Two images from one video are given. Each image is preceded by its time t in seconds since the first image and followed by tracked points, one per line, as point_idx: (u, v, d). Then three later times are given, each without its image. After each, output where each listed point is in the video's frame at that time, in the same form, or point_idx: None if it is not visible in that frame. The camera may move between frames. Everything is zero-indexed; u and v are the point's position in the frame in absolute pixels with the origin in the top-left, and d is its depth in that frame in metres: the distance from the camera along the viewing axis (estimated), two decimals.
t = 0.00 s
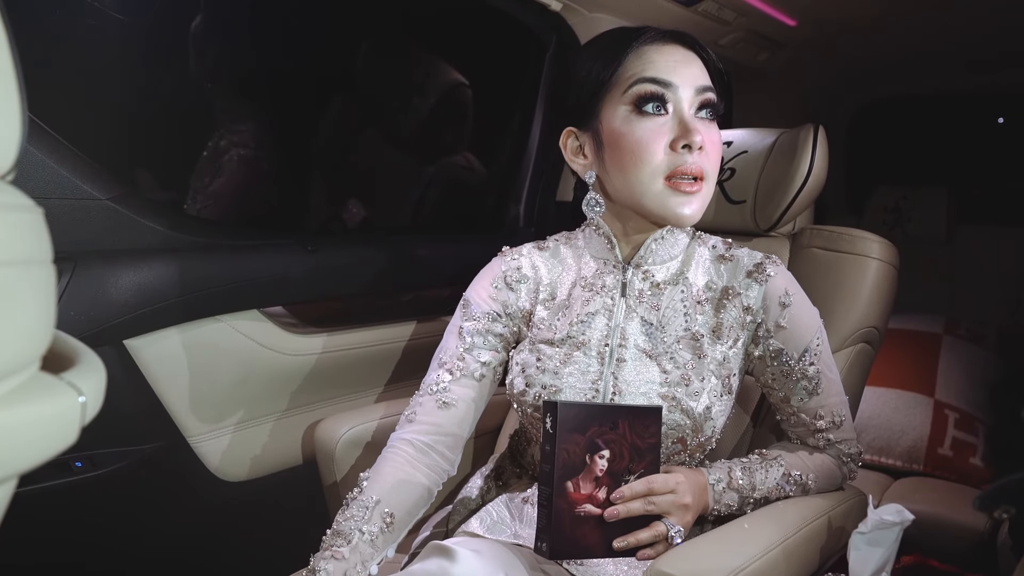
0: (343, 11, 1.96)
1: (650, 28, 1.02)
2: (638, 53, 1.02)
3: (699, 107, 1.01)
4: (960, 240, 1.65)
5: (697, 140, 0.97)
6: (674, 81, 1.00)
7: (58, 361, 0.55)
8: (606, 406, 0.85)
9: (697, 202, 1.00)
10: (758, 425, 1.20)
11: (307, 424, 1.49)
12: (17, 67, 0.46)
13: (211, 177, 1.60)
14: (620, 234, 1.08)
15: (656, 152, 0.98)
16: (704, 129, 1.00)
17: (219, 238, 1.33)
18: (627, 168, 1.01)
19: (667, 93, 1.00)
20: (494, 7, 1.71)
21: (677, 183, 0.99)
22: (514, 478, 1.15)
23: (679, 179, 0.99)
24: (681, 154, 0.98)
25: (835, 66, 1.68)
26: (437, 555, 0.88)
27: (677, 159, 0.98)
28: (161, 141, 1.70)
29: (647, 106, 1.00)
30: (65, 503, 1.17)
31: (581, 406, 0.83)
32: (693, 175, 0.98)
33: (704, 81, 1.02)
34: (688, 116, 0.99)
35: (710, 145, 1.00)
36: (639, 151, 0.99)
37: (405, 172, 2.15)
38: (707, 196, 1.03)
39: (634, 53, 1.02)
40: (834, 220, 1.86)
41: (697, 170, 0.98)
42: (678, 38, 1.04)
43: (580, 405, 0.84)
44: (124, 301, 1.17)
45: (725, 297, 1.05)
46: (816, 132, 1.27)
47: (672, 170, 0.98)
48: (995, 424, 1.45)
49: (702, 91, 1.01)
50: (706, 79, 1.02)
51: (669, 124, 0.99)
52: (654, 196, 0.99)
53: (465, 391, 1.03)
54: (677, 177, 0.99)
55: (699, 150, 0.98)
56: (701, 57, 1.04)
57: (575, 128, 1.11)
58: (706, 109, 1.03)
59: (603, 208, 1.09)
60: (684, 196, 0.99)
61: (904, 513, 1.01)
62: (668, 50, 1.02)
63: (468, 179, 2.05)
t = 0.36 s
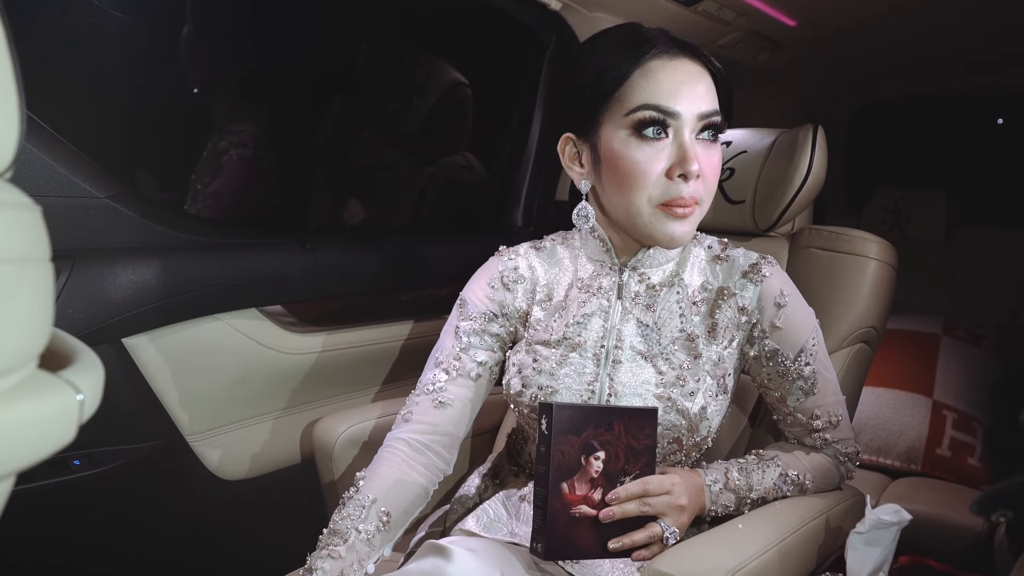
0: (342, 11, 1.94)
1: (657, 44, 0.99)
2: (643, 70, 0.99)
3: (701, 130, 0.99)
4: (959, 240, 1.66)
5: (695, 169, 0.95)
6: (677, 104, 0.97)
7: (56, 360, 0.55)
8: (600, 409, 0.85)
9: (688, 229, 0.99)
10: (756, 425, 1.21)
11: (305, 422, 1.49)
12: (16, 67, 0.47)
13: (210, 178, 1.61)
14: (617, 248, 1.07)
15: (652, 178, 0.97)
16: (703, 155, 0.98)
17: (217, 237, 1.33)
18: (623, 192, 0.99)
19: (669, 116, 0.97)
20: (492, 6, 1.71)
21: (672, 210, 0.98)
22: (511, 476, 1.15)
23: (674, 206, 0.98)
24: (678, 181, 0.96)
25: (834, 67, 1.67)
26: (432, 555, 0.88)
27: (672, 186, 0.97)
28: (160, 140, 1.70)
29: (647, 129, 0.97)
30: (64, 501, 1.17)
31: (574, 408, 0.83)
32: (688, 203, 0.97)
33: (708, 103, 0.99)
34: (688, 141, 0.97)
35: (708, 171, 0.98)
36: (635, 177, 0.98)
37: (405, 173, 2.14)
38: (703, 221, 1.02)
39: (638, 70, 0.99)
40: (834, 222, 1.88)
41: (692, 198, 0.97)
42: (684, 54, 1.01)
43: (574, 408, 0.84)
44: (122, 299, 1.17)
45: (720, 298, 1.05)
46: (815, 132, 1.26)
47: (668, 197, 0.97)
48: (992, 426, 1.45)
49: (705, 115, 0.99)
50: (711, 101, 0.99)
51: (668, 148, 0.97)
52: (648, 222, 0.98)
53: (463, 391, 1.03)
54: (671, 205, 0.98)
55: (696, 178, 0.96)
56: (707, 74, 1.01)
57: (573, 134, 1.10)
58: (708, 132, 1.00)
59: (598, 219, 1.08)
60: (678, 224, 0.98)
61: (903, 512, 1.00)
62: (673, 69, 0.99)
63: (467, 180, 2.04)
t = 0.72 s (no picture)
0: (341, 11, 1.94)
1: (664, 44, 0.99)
2: (650, 72, 0.99)
3: (707, 133, 0.99)
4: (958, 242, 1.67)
5: (698, 171, 0.95)
6: (683, 106, 0.97)
7: (55, 361, 0.55)
8: (609, 410, 0.84)
9: (691, 231, 0.99)
10: (756, 428, 1.20)
11: (304, 425, 1.49)
12: (14, 70, 0.47)
13: (207, 177, 1.59)
14: (620, 248, 1.07)
15: (656, 179, 0.97)
16: (708, 157, 0.98)
17: (217, 239, 1.33)
18: (627, 192, 0.99)
19: (675, 118, 0.97)
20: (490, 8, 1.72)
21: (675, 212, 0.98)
22: (512, 478, 1.16)
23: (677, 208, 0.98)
24: (681, 183, 0.96)
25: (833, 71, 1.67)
26: (431, 557, 0.87)
27: (676, 188, 0.97)
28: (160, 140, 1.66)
29: (652, 130, 0.98)
30: (63, 503, 1.17)
31: (582, 409, 0.83)
32: (692, 205, 0.97)
33: (714, 105, 0.99)
34: (693, 143, 0.97)
35: (712, 173, 0.98)
36: (639, 177, 0.98)
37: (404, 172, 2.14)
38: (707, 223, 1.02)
39: (645, 71, 0.99)
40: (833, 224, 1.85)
41: (696, 200, 0.97)
42: (691, 56, 1.00)
43: (583, 407, 0.83)
44: (121, 301, 1.17)
45: (723, 302, 1.05)
46: (813, 134, 1.26)
47: (671, 198, 0.97)
48: (991, 426, 1.45)
49: (712, 117, 0.99)
50: (717, 103, 0.99)
51: (672, 150, 0.97)
52: (651, 223, 0.99)
53: (463, 394, 1.03)
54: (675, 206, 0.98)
55: (699, 180, 0.96)
56: (715, 76, 1.01)
57: (578, 134, 1.10)
58: (714, 134, 1.00)
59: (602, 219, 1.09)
60: (681, 226, 0.98)
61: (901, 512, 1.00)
62: (680, 71, 0.99)
63: (467, 181, 2.06)
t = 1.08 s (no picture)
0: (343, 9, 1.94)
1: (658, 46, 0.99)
2: (644, 74, 0.99)
3: (701, 134, 0.99)
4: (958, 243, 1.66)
5: (693, 173, 0.96)
6: (678, 108, 0.97)
7: (54, 362, 0.55)
8: (606, 412, 0.84)
9: (686, 232, 0.99)
10: (754, 430, 1.21)
11: (302, 425, 1.49)
12: (14, 69, 0.47)
13: (206, 177, 1.59)
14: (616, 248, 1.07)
15: (650, 181, 0.97)
16: (702, 159, 0.98)
17: (216, 239, 1.33)
18: (621, 194, 1.00)
19: (669, 120, 0.97)
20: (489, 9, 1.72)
21: (669, 213, 0.98)
22: (510, 480, 1.15)
23: (671, 210, 0.98)
24: (676, 185, 0.97)
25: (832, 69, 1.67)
26: (430, 557, 0.88)
27: (670, 190, 0.97)
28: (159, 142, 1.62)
29: (646, 132, 0.98)
30: (63, 503, 1.17)
31: (579, 412, 0.83)
32: (686, 206, 0.98)
33: (709, 107, 0.99)
34: (687, 145, 0.97)
35: (706, 175, 0.98)
36: (633, 179, 0.98)
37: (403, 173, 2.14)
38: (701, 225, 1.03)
39: (639, 73, 0.99)
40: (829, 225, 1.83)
41: (690, 202, 0.98)
42: (687, 57, 1.00)
43: (579, 411, 0.83)
44: (121, 301, 1.17)
45: (721, 302, 1.05)
46: (813, 135, 1.26)
47: (665, 201, 0.97)
48: (991, 427, 1.45)
49: (707, 119, 0.99)
50: (712, 105, 0.99)
51: (667, 152, 0.98)
52: (645, 225, 0.99)
53: (460, 394, 1.03)
54: (669, 208, 0.98)
55: (694, 182, 0.97)
56: (709, 76, 1.01)
57: (573, 135, 1.10)
58: (709, 136, 1.00)
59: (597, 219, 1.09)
60: (675, 228, 0.98)
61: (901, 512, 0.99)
62: (675, 73, 0.99)
63: (467, 181, 2.05)
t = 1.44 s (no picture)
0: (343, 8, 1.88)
1: (658, 44, 0.99)
2: (645, 71, 0.99)
3: (702, 131, 0.99)
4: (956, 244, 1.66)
5: (694, 168, 0.95)
6: (678, 104, 0.97)
7: (53, 362, 0.55)
8: (605, 412, 0.84)
9: (687, 228, 0.99)
10: (753, 431, 1.21)
11: (299, 426, 1.48)
12: (12, 69, 0.47)
13: (203, 174, 1.57)
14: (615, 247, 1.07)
15: (651, 176, 0.97)
16: (703, 155, 0.98)
17: (214, 239, 1.33)
18: (622, 189, 0.99)
19: (670, 115, 0.97)
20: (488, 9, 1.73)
21: (670, 208, 0.98)
22: (509, 480, 1.15)
23: (672, 205, 0.98)
24: (676, 180, 0.96)
25: (831, 69, 1.68)
26: (429, 558, 0.87)
27: (671, 185, 0.97)
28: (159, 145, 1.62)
29: (646, 127, 0.98)
30: (61, 503, 1.17)
31: (579, 412, 0.83)
32: (687, 202, 0.97)
33: (710, 104, 0.99)
34: (688, 140, 0.97)
35: (707, 172, 0.98)
36: (634, 174, 0.98)
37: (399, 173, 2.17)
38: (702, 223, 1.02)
39: (640, 70, 0.99)
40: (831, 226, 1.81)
41: (691, 198, 0.97)
42: (687, 56, 1.01)
43: (579, 411, 0.83)
44: (119, 301, 1.17)
45: (721, 303, 1.05)
46: (812, 135, 1.26)
47: (666, 196, 0.97)
48: (989, 428, 1.45)
49: (708, 116, 0.99)
50: (713, 103, 0.99)
51: (667, 147, 0.97)
52: (646, 220, 0.98)
53: (459, 391, 1.03)
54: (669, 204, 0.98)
55: (695, 178, 0.96)
56: (710, 75, 1.01)
57: (574, 133, 1.10)
58: (710, 133, 1.00)
59: (597, 217, 1.09)
60: (676, 224, 0.98)
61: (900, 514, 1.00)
62: (676, 70, 0.99)
63: (466, 182, 2.07)
